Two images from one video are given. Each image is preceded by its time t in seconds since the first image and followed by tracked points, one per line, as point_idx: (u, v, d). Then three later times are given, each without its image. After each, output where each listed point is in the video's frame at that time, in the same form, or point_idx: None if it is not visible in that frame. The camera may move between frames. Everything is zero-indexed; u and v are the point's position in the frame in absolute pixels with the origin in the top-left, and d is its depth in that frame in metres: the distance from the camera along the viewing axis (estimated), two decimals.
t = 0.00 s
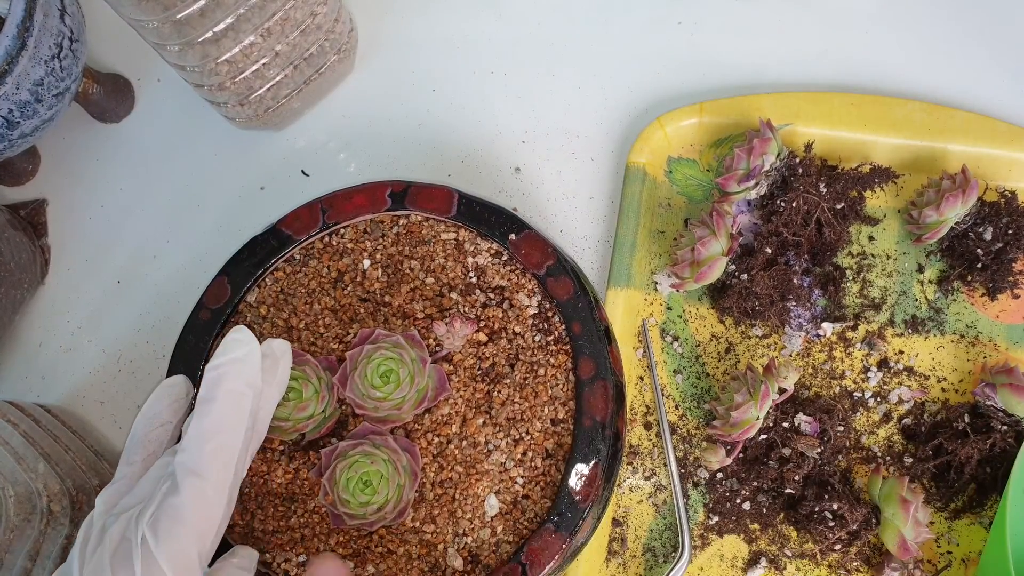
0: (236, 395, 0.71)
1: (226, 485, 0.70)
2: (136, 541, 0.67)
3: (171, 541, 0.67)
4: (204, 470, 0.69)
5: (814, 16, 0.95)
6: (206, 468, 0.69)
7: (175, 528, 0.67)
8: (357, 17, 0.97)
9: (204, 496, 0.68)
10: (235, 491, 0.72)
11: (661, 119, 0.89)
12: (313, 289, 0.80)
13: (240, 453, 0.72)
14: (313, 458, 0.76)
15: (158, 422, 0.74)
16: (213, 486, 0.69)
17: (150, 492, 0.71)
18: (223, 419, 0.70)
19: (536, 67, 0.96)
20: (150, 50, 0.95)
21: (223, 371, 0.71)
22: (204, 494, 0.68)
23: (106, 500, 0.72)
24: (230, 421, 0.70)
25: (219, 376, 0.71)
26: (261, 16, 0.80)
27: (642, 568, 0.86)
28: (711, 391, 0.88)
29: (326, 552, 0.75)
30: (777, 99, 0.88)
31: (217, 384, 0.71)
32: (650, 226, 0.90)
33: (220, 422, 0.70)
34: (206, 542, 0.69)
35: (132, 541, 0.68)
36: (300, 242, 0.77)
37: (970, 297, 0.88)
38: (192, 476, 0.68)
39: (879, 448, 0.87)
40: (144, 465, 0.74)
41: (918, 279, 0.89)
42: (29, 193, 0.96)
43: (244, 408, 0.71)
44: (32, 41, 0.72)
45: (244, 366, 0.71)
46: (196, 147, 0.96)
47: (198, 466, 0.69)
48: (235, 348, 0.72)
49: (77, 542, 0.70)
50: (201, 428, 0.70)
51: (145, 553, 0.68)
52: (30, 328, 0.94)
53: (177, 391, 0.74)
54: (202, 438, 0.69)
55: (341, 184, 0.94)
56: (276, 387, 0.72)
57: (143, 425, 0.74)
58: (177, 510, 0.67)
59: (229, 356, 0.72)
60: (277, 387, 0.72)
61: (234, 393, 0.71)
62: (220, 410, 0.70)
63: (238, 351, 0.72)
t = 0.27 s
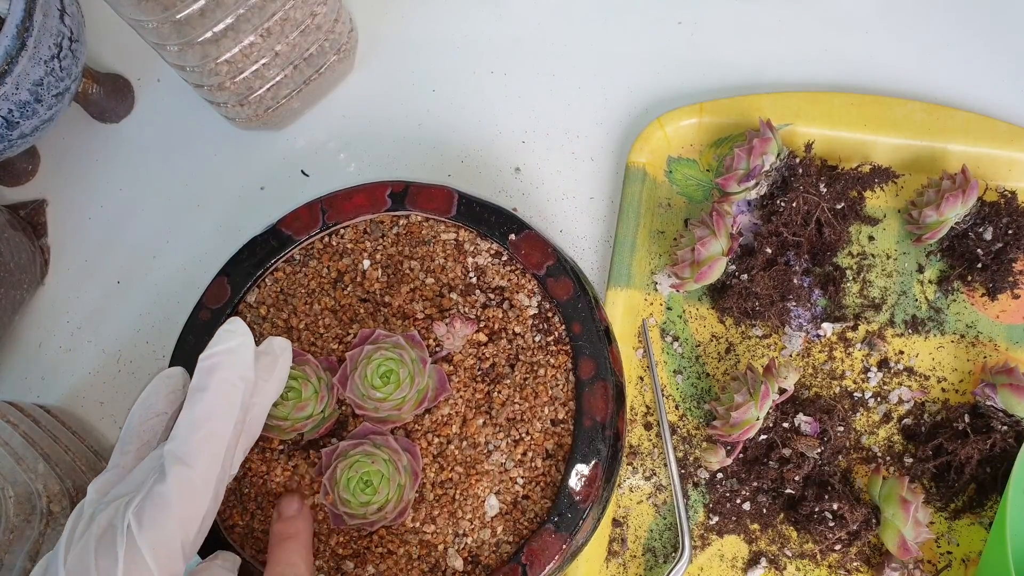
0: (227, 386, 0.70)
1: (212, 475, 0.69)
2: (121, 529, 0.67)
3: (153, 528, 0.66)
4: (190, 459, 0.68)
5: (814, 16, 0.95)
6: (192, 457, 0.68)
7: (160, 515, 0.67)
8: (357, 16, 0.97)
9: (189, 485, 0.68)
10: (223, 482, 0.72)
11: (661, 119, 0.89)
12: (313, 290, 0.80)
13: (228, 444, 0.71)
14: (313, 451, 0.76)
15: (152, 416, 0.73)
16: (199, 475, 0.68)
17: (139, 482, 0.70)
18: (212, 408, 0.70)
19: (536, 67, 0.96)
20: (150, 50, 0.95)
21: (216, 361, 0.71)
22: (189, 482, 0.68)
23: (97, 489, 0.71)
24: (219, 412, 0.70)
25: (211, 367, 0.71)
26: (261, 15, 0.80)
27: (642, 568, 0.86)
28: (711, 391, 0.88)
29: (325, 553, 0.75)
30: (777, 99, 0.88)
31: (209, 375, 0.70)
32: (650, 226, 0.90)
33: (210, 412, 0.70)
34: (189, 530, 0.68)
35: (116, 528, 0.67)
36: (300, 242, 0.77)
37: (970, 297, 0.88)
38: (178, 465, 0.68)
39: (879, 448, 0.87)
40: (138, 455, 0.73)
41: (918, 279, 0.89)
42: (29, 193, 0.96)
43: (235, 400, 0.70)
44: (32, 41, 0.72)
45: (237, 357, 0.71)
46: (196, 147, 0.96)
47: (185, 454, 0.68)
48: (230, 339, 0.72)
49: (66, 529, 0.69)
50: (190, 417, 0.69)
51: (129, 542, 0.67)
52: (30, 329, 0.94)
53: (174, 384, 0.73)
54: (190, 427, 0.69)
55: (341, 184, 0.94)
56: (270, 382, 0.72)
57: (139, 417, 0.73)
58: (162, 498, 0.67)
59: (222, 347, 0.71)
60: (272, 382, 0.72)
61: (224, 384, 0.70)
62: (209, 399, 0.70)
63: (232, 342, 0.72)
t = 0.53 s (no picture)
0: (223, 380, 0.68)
1: (204, 470, 0.67)
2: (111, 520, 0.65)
3: (142, 521, 0.64)
4: (183, 454, 0.66)
5: (814, 15, 0.95)
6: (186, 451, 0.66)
7: (150, 506, 0.65)
8: (357, 17, 0.97)
9: (180, 479, 0.65)
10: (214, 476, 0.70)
11: (661, 119, 0.89)
12: (313, 290, 0.80)
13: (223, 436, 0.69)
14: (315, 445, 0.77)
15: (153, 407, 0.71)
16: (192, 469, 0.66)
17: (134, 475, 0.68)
18: (207, 401, 0.67)
19: (536, 67, 0.96)
20: (150, 50, 0.95)
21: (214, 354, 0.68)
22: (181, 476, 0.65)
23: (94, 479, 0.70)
24: (215, 407, 0.67)
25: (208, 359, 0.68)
26: (261, 15, 0.80)
27: (642, 568, 0.86)
28: (711, 391, 0.88)
29: (325, 552, 0.75)
30: (777, 99, 0.88)
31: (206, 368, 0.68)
32: (650, 226, 0.90)
33: (205, 406, 0.67)
34: (178, 524, 0.66)
35: (106, 519, 0.66)
36: (300, 242, 0.77)
37: (970, 297, 0.88)
38: (170, 459, 0.65)
39: (879, 448, 0.87)
40: (136, 448, 0.71)
41: (918, 279, 0.89)
42: (29, 193, 0.96)
43: (232, 393, 0.68)
44: (32, 41, 0.72)
45: (235, 351, 0.69)
46: (196, 147, 0.96)
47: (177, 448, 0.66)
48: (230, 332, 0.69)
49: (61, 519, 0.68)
50: (184, 410, 0.66)
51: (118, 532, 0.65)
52: (30, 329, 0.94)
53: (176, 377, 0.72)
54: (184, 420, 0.66)
55: (341, 184, 0.94)
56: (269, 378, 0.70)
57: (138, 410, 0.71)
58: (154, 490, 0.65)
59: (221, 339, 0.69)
60: (272, 378, 0.70)
61: (221, 378, 0.68)
62: (204, 393, 0.67)
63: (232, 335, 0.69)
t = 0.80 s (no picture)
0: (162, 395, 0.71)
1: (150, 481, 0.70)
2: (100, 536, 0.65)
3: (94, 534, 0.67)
4: (123, 471, 0.68)
5: (815, 15, 0.95)
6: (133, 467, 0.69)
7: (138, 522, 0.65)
8: (357, 17, 0.97)
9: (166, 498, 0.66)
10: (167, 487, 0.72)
11: (661, 119, 0.89)
12: (313, 290, 0.80)
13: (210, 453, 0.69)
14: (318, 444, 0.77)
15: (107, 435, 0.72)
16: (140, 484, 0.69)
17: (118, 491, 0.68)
18: (152, 416, 0.70)
19: (535, 67, 0.96)
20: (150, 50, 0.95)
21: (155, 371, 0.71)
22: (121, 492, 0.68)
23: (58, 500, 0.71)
24: (152, 422, 0.70)
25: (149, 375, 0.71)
26: (261, 15, 0.80)
27: (642, 568, 0.86)
28: (711, 391, 0.88)
29: (325, 552, 0.75)
30: (777, 99, 0.88)
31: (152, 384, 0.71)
32: (650, 226, 0.90)
33: (143, 422, 0.70)
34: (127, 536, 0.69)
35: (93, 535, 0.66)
36: (300, 242, 0.77)
37: (970, 297, 0.88)
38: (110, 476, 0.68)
39: (879, 448, 0.87)
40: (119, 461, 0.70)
41: (918, 279, 0.89)
42: (29, 193, 0.96)
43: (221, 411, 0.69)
44: (32, 41, 0.72)
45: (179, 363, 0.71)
46: (196, 147, 0.96)
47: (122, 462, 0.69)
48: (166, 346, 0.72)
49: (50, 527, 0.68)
50: (122, 427, 0.69)
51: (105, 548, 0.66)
52: (30, 329, 0.94)
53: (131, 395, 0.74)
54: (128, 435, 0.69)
55: (341, 184, 0.94)
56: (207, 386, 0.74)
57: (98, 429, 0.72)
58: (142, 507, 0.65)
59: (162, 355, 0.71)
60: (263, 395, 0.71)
61: (157, 393, 0.70)
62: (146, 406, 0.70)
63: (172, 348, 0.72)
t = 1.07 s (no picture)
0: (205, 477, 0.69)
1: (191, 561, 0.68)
2: None
3: None
4: (170, 546, 0.66)
5: (815, 15, 0.95)
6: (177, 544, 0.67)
7: None
8: (357, 16, 0.97)
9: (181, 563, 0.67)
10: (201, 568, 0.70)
11: (661, 119, 0.89)
12: (313, 290, 0.80)
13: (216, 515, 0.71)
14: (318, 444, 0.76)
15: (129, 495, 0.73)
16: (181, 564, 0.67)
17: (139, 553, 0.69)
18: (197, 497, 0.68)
19: (535, 67, 0.96)
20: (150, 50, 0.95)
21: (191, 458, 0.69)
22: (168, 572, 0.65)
23: None
24: (198, 502, 0.69)
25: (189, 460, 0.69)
26: (261, 16, 0.80)
27: (642, 568, 0.86)
28: (711, 391, 0.88)
29: (326, 552, 0.75)
30: (776, 99, 0.88)
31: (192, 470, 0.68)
32: (650, 226, 0.90)
33: (189, 501, 0.68)
34: None
35: None
36: (300, 242, 0.77)
37: (970, 297, 0.88)
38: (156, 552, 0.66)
39: (879, 448, 0.87)
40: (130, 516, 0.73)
41: (918, 279, 0.89)
42: (29, 193, 0.96)
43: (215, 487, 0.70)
44: (32, 41, 0.72)
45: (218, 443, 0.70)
46: (196, 147, 0.96)
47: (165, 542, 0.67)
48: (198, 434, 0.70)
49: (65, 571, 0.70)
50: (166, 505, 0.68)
51: None
52: (30, 329, 0.94)
53: (139, 465, 0.74)
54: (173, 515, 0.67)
55: (341, 184, 0.94)
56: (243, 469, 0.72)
57: (110, 499, 0.72)
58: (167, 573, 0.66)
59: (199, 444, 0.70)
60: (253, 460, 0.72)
61: (202, 474, 0.69)
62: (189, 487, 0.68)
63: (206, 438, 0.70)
